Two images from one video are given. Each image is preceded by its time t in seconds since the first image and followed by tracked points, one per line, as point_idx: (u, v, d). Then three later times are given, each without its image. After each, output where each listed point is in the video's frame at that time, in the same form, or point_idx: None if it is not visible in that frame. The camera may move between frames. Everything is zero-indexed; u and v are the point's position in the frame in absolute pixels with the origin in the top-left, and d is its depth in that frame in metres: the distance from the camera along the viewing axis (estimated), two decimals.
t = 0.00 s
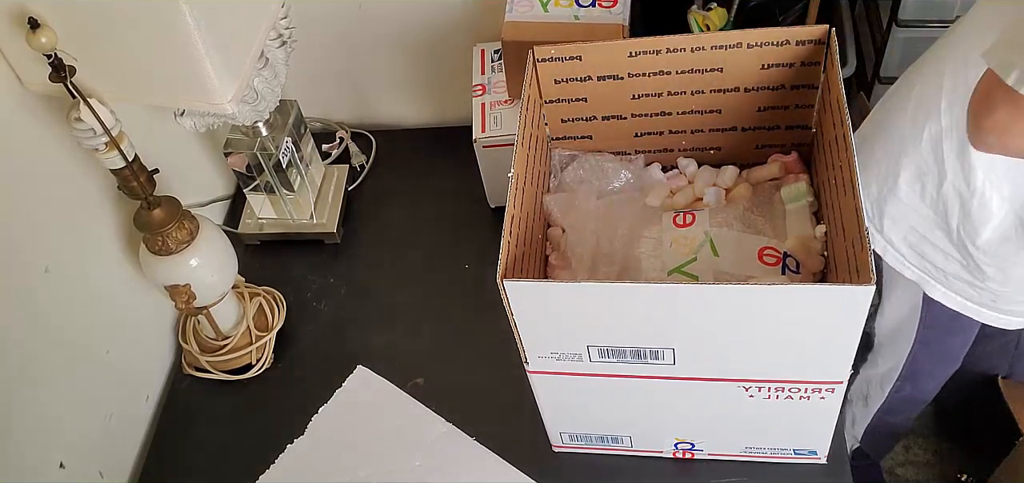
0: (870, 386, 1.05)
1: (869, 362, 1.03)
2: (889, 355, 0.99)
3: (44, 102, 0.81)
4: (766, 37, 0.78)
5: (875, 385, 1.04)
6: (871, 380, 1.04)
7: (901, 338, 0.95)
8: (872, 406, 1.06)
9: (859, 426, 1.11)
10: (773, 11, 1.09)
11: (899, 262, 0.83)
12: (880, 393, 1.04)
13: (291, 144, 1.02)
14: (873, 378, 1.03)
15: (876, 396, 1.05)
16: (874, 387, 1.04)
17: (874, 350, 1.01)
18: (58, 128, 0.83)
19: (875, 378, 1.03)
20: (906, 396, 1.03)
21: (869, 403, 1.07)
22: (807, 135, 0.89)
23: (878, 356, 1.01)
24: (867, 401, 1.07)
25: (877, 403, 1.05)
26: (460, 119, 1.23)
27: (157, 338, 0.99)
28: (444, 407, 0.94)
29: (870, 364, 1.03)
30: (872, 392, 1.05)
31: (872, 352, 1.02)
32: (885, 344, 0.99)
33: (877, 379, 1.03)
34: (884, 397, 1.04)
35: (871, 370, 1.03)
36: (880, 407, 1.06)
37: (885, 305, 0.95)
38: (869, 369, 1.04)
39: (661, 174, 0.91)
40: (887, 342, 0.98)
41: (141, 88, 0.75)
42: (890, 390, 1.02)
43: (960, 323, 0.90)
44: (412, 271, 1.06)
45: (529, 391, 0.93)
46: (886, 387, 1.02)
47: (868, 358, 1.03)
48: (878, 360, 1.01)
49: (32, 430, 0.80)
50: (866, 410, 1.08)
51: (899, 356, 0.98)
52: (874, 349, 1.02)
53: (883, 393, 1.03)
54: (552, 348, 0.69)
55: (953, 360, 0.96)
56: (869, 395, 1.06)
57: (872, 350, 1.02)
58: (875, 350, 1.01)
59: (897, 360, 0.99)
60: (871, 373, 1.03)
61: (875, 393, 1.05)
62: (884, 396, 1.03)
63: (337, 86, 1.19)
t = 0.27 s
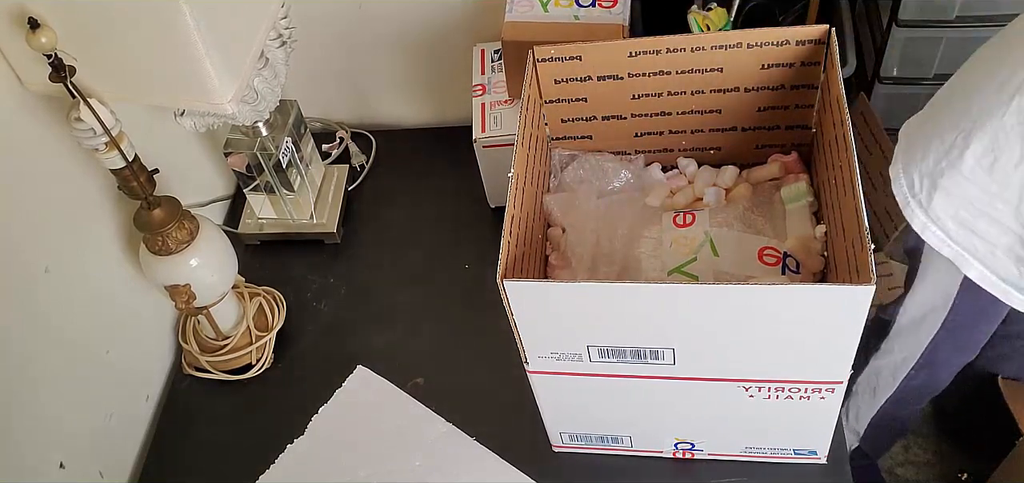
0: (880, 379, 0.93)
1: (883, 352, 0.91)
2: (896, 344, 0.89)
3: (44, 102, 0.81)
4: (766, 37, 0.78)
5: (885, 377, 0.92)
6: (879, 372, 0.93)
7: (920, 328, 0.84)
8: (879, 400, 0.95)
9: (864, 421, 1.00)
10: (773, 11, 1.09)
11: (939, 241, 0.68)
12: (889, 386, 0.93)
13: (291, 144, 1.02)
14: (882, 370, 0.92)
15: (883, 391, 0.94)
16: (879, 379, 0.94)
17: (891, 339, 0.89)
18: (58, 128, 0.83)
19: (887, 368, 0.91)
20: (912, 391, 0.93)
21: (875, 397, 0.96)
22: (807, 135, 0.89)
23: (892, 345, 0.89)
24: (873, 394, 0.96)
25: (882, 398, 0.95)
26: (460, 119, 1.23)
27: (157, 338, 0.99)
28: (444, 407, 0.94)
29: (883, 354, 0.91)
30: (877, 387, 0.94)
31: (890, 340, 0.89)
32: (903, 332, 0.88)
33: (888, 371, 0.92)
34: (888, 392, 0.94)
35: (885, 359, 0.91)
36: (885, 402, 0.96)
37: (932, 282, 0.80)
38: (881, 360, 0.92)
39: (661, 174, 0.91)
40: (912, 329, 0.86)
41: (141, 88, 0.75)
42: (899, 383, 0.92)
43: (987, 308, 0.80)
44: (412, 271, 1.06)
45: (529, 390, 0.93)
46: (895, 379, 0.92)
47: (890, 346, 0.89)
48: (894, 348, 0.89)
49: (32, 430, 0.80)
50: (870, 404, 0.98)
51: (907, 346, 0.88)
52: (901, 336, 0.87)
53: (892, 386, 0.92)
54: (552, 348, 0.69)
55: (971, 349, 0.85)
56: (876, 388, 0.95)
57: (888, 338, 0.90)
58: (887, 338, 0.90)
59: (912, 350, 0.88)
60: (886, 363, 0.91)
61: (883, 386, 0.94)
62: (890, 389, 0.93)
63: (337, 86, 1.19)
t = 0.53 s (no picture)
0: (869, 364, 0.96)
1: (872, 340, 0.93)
2: (887, 334, 0.91)
3: (44, 102, 0.81)
4: (766, 37, 0.78)
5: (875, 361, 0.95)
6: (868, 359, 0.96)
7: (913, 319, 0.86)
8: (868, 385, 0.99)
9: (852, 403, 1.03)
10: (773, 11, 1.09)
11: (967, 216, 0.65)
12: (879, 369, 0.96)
13: (291, 144, 1.02)
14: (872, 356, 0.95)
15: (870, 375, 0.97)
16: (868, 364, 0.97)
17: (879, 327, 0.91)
18: (58, 128, 0.83)
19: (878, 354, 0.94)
20: (899, 376, 0.95)
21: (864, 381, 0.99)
22: (807, 135, 0.89)
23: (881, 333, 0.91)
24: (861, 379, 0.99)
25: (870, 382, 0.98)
26: (460, 119, 1.23)
27: (157, 338, 0.99)
28: (444, 407, 0.94)
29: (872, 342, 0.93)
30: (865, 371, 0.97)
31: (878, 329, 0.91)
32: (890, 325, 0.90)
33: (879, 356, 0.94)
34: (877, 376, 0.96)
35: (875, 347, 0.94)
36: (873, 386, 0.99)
37: (924, 272, 0.81)
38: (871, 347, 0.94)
39: (661, 174, 0.91)
40: (903, 319, 0.88)
41: (141, 88, 0.75)
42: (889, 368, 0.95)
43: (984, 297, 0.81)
44: (412, 271, 1.06)
45: (529, 390, 0.93)
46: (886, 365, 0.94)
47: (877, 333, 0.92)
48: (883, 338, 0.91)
49: (32, 430, 0.80)
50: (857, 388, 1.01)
51: (897, 334, 0.90)
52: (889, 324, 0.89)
53: (882, 370, 0.95)
54: (552, 348, 0.69)
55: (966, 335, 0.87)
56: (864, 372, 0.98)
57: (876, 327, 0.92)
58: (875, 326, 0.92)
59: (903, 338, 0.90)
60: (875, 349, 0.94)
61: (871, 370, 0.97)
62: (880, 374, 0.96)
63: (337, 86, 1.19)
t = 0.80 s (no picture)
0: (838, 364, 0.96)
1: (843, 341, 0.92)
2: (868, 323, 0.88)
3: (44, 102, 0.81)
4: (766, 37, 0.78)
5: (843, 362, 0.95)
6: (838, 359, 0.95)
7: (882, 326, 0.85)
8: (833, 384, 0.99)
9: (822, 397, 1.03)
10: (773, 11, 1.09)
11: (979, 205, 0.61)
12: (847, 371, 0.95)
13: (291, 144, 1.02)
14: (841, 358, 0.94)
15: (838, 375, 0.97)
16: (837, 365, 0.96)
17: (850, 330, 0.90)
18: (58, 128, 0.83)
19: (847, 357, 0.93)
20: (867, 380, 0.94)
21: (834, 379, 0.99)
22: (807, 135, 0.89)
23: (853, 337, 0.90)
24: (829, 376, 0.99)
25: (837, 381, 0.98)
26: (460, 119, 1.23)
27: (157, 338, 0.99)
28: (444, 407, 0.94)
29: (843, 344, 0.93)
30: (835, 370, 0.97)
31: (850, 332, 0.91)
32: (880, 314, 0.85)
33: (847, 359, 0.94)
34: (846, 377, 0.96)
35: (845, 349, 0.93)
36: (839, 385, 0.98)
37: (896, 281, 0.80)
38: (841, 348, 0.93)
39: (661, 174, 0.92)
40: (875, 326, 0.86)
41: (142, 88, 0.75)
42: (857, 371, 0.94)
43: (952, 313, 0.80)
44: (412, 271, 1.06)
45: (529, 390, 0.93)
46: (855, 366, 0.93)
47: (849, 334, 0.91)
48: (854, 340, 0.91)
49: (32, 430, 0.80)
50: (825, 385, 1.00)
51: (871, 340, 0.89)
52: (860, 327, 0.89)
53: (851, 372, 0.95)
54: (552, 348, 0.69)
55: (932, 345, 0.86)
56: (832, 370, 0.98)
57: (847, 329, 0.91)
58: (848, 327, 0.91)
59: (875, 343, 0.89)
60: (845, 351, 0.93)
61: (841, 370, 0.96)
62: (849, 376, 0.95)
63: (337, 86, 1.19)
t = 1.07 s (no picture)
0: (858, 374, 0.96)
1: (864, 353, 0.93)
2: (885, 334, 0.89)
3: (44, 102, 0.81)
4: (766, 37, 0.78)
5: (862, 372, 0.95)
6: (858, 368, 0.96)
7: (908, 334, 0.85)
8: (854, 392, 0.99)
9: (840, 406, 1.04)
10: (773, 11, 1.09)
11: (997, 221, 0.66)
12: (866, 381, 0.96)
13: (291, 144, 1.02)
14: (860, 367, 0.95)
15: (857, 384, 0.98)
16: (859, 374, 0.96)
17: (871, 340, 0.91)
18: (58, 129, 0.83)
19: (868, 366, 0.94)
20: (887, 389, 0.95)
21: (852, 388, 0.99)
22: (807, 135, 0.89)
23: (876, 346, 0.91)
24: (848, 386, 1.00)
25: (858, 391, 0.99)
26: (460, 118, 1.23)
27: (157, 338, 0.99)
28: (444, 407, 0.94)
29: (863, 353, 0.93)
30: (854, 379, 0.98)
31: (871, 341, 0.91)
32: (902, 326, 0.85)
33: (868, 369, 0.94)
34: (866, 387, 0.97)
35: (865, 359, 0.94)
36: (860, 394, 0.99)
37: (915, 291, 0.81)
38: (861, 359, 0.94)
39: (661, 174, 0.91)
40: (899, 334, 0.87)
41: (141, 88, 0.75)
42: (877, 382, 0.95)
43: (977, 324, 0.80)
44: (412, 271, 1.06)
45: (529, 390, 0.93)
46: (876, 376, 0.94)
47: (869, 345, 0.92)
48: (875, 349, 0.91)
49: (32, 430, 0.80)
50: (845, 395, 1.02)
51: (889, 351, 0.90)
52: (880, 336, 0.89)
53: (870, 382, 0.96)
54: (552, 348, 0.69)
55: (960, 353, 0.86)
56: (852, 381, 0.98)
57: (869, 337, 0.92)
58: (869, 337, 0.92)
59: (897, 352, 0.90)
60: (865, 362, 0.94)
61: (861, 379, 0.97)
62: (869, 384, 0.96)
63: (337, 86, 1.19)
